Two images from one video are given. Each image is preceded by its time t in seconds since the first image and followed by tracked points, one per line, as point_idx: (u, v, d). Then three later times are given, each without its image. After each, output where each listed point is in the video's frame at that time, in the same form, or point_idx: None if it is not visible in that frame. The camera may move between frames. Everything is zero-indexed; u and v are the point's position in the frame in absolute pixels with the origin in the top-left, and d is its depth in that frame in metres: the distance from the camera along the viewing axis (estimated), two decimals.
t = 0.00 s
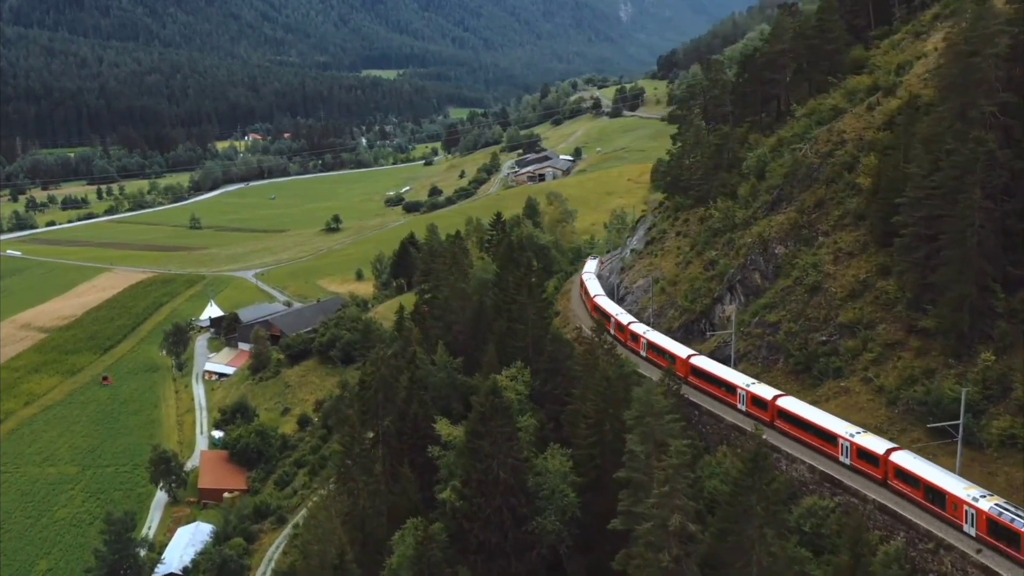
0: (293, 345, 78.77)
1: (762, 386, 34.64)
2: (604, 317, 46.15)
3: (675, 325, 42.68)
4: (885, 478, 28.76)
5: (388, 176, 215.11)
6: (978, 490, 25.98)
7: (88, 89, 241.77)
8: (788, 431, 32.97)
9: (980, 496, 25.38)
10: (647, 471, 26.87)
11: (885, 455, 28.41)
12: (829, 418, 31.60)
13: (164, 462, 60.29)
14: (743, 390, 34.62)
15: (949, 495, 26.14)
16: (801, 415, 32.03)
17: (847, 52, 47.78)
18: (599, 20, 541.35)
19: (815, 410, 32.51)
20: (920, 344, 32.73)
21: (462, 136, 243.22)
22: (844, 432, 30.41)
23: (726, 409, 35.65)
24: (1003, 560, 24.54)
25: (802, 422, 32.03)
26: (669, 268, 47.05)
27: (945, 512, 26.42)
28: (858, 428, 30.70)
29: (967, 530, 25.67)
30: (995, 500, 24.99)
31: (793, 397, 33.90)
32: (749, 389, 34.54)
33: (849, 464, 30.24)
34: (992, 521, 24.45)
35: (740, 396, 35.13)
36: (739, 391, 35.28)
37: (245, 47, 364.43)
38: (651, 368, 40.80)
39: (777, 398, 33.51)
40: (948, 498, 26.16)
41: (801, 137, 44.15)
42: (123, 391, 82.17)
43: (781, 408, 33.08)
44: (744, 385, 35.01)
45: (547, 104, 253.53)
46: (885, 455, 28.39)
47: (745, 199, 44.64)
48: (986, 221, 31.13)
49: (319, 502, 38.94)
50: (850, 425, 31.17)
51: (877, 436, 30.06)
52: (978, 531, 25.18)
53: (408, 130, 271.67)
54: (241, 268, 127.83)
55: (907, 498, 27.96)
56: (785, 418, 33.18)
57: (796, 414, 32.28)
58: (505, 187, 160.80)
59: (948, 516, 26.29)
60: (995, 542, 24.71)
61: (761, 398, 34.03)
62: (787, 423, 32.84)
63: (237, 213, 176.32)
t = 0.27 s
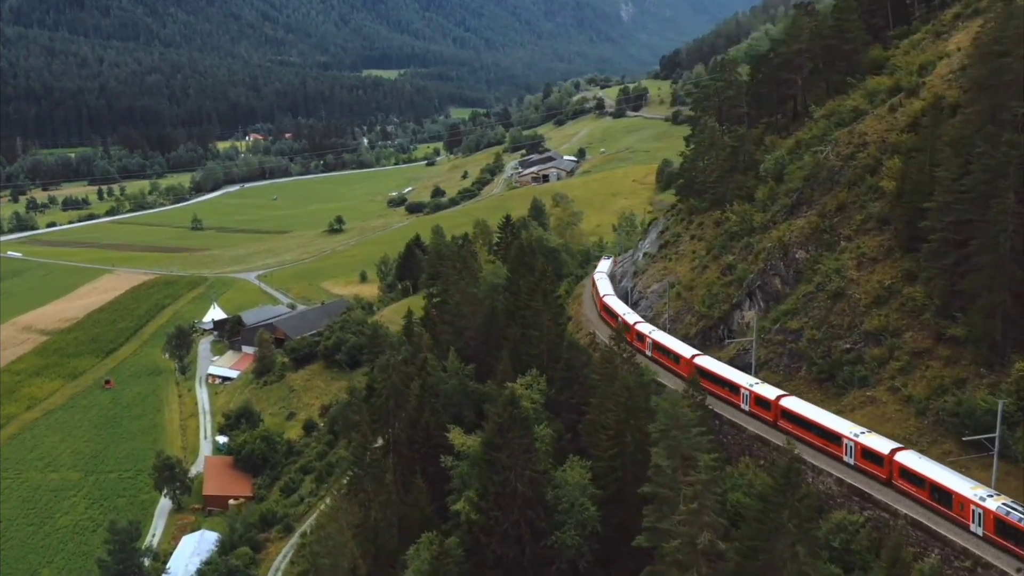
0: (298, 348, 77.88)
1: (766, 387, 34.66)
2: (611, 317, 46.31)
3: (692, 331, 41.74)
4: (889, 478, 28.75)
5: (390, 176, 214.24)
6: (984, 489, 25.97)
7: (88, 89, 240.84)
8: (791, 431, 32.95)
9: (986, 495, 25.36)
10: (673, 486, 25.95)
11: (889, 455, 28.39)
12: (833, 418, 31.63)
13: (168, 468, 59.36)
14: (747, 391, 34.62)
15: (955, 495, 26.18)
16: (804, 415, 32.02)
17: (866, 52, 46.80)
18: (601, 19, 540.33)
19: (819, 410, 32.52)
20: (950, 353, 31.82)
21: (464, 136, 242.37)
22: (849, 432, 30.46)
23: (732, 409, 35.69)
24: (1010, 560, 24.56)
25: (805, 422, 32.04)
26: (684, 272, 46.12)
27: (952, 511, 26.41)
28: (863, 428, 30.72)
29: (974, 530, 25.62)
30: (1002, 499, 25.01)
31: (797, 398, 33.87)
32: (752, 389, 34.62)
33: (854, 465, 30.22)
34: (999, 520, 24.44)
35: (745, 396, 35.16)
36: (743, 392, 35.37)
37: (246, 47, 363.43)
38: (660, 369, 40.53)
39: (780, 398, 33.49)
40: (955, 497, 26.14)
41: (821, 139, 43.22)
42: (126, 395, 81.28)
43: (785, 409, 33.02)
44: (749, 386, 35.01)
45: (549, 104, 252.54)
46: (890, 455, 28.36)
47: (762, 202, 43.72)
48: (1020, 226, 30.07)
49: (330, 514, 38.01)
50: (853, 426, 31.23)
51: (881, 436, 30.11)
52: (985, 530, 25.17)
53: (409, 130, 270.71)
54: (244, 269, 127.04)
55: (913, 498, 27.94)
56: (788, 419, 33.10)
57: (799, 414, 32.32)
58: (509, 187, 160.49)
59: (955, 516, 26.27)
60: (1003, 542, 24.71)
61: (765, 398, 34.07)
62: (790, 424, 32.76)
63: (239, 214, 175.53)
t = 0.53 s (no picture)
0: (302, 351, 77.11)
1: (768, 387, 34.67)
2: (619, 317, 46.53)
3: (707, 337, 40.95)
4: (892, 478, 28.75)
5: (392, 176, 213.47)
6: (990, 489, 25.99)
7: (89, 89, 239.99)
8: (793, 431, 32.91)
9: (991, 495, 25.37)
10: (696, 500, 25.15)
11: (893, 454, 28.42)
12: (836, 418, 31.60)
13: (171, 473, 58.57)
14: (749, 390, 34.62)
15: (960, 494, 26.20)
16: (806, 415, 31.97)
17: (882, 52, 45.97)
18: (601, 19, 539.51)
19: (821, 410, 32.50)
20: (976, 360, 30.98)
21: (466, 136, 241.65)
22: (851, 432, 30.42)
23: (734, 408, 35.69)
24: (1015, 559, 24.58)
25: (806, 421, 32.01)
26: (697, 276, 45.40)
27: (956, 511, 26.45)
28: (865, 429, 30.71)
29: (978, 530, 25.66)
30: (1007, 499, 25.01)
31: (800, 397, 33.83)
32: (755, 389, 34.60)
33: (857, 465, 30.19)
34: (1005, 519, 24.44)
35: (748, 396, 35.18)
36: (746, 391, 35.35)
37: (246, 47, 362.51)
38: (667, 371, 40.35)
39: (783, 398, 33.45)
40: (959, 496, 26.20)
41: (839, 141, 42.44)
42: (128, 398, 80.52)
43: (787, 408, 32.98)
44: (751, 385, 34.99)
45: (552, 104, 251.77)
46: (893, 455, 28.38)
47: (778, 205, 42.92)
48: None
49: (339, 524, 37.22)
50: (856, 426, 31.21)
51: (883, 436, 30.12)
52: (990, 530, 25.21)
53: (411, 130, 269.93)
54: (246, 271, 126.38)
55: (916, 498, 27.99)
56: (790, 419, 33.07)
57: (800, 413, 32.31)
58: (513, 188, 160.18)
59: (959, 516, 26.31)
60: (1008, 541, 24.72)
61: (767, 398, 34.07)
62: (793, 423, 32.70)
63: (240, 215, 174.77)
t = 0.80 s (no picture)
0: (307, 355, 76.28)
1: (771, 387, 34.84)
2: (628, 316, 46.92)
3: (725, 343, 40.07)
4: (895, 477, 28.82)
5: (394, 177, 212.52)
6: (995, 489, 26.08)
7: (89, 89, 238.96)
8: (795, 431, 33.11)
9: (997, 496, 25.42)
10: (726, 518, 24.24)
11: (896, 454, 28.50)
12: (838, 418, 31.70)
13: (176, 480, 57.64)
14: (752, 390, 34.73)
15: (965, 494, 26.24)
16: (808, 415, 32.17)
17: (902, 52, 44.98)
18: (602, 19, 538.71)
19: (823, 409, 32.68)
20: (1007, 370, 29.86)
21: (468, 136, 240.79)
22: (853, 432, 30.56)
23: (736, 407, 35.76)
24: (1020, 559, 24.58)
25: (809, 421, 32.16)
26: (712, 281, 44.60)
27: (961, 510, 26.48)
28: (868, 428, 30.79)
29: (983, 529, 25.73)
30: (1012, 499, 25.11)
31: (802, 397, 34.06)
32: (758, 389, 34.69)
33: (860, 465, 30.23)
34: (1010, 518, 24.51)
35: (751, 395, 35.22)
36: (748, 391, 35.39)
37: (247, 47, 361.56)
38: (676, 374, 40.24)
39: (784, 398, 33.70)
40: (965, 497, 26.18)
41: (859, 143, 41.49)
42: (130, 402, 79.72)
43: (790, 408, 33.18)
44: (753, 385, 35.00)
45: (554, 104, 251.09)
46: (896, 455, 28.50)
47: (797, 209, 42.04)
48: None
49: (350, 537, 36.35)
50: (859, 426, 31.31)
51: (887, 437, 30.20)
52: (996, 530, 25.24)
53: (412, 130, 269.03)
54: (248, 272, 125.54)
55: (919, 498, 28.03)
56: (793, 419, 33.23)
57: (803, 413, 32.48)
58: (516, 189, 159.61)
59: (964, 515, 26.34)
60: (1012, 541, 24.77)
61: (770, 398, 34.23)
62: (794, 423, 32.95)
63: (242, 216, 173.89)
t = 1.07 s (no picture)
0: (311, 358, 75.50)
1: (775, 387, 34.49)
2: (638, 315, 47.29)
3: (743, 350, 39.11)
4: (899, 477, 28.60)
5: (396, 177, 211.63)
6: (999, 489, 25.91)
7: (90, 89, 237.93)
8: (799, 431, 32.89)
9: (1002, 496, 25.25)
10: (758, 537, 23.32)
11: (898, 454, 28.34)
12: (841, 417, 31.54)
13: (180, 487, 56.67)
14: (755, 390, 34.43)
15: (968, 494, 26.04)
16: (812, 415, 32.01)
17: (923, 52, 44.08)
18: (603, 19, 537.69)
19: (827, 410, 32.44)
20: None
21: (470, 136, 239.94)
22: (857, 432, 30.34)
23: (739, 408, 35.49)
24: None
25: (812, 422, 32.03)
26: (729, 285, 43.68)
27: (962, 509, 26.39)
28: (872, 428, 30.58)
29: (989, 529, 25.52)
30: (1018, 498, 24.96)
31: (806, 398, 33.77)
32: (762, 389, 34.31)
33: (862, 465, 30.07)
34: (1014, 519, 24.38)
35: (753, 396, 34.89)
36: (753, 391, 35.04)
37: (247, 47, 360.45)
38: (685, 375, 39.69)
39: (788, 398, 33.39)
40: (969, 497, 25.99)
41: (881, 146, 40.54)
42: (133, 407, 78.90)
43: (793, 408, 33.00)
44: (757, 385, 34.67)
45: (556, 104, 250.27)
46: (899, 456, 28.29)
47: (817, 213, 41.11)
48: None
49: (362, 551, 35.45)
50: (862, 426, 31.11)
51: (889, 437, 30.00)
52: (1001, 530, 25.04)
53: (414, 130, 268.13)
54: (251, 274, 124.74)
55: (922, 498, 27.85)
56: (796, 419, 33.07)
57: (806, 413, 32.32)
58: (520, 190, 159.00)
59: (968, 515, 26.15)
60: (1016, 540, 24.66)
61: (773, 397, 33.92)
62: (798, 423, 32.71)
63: (243, 217, 172.97)
